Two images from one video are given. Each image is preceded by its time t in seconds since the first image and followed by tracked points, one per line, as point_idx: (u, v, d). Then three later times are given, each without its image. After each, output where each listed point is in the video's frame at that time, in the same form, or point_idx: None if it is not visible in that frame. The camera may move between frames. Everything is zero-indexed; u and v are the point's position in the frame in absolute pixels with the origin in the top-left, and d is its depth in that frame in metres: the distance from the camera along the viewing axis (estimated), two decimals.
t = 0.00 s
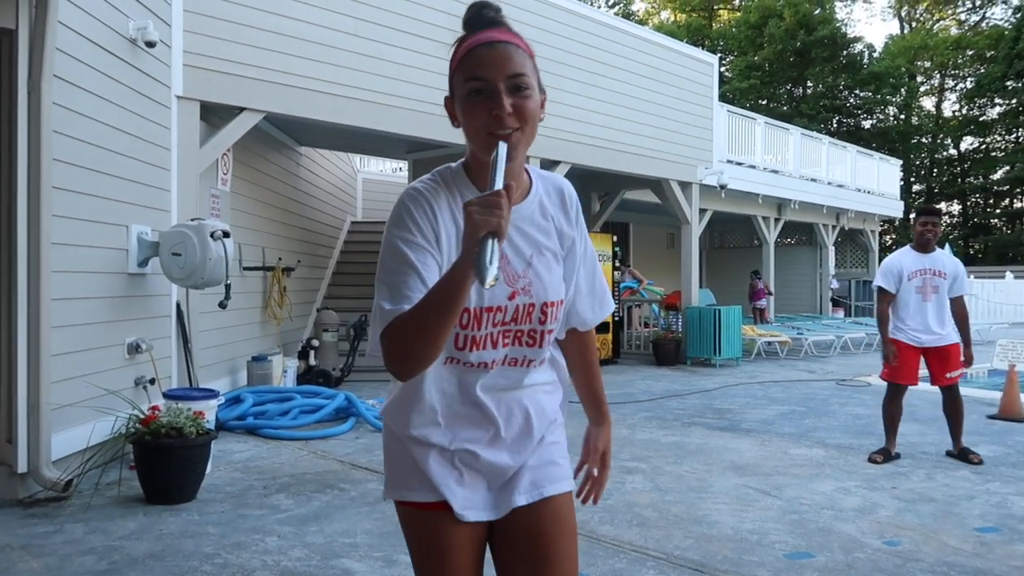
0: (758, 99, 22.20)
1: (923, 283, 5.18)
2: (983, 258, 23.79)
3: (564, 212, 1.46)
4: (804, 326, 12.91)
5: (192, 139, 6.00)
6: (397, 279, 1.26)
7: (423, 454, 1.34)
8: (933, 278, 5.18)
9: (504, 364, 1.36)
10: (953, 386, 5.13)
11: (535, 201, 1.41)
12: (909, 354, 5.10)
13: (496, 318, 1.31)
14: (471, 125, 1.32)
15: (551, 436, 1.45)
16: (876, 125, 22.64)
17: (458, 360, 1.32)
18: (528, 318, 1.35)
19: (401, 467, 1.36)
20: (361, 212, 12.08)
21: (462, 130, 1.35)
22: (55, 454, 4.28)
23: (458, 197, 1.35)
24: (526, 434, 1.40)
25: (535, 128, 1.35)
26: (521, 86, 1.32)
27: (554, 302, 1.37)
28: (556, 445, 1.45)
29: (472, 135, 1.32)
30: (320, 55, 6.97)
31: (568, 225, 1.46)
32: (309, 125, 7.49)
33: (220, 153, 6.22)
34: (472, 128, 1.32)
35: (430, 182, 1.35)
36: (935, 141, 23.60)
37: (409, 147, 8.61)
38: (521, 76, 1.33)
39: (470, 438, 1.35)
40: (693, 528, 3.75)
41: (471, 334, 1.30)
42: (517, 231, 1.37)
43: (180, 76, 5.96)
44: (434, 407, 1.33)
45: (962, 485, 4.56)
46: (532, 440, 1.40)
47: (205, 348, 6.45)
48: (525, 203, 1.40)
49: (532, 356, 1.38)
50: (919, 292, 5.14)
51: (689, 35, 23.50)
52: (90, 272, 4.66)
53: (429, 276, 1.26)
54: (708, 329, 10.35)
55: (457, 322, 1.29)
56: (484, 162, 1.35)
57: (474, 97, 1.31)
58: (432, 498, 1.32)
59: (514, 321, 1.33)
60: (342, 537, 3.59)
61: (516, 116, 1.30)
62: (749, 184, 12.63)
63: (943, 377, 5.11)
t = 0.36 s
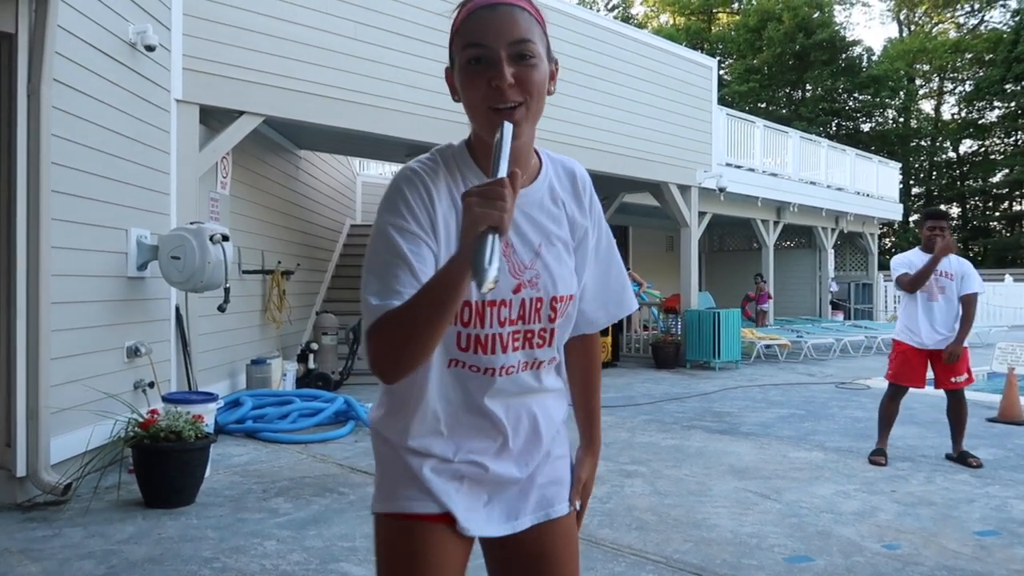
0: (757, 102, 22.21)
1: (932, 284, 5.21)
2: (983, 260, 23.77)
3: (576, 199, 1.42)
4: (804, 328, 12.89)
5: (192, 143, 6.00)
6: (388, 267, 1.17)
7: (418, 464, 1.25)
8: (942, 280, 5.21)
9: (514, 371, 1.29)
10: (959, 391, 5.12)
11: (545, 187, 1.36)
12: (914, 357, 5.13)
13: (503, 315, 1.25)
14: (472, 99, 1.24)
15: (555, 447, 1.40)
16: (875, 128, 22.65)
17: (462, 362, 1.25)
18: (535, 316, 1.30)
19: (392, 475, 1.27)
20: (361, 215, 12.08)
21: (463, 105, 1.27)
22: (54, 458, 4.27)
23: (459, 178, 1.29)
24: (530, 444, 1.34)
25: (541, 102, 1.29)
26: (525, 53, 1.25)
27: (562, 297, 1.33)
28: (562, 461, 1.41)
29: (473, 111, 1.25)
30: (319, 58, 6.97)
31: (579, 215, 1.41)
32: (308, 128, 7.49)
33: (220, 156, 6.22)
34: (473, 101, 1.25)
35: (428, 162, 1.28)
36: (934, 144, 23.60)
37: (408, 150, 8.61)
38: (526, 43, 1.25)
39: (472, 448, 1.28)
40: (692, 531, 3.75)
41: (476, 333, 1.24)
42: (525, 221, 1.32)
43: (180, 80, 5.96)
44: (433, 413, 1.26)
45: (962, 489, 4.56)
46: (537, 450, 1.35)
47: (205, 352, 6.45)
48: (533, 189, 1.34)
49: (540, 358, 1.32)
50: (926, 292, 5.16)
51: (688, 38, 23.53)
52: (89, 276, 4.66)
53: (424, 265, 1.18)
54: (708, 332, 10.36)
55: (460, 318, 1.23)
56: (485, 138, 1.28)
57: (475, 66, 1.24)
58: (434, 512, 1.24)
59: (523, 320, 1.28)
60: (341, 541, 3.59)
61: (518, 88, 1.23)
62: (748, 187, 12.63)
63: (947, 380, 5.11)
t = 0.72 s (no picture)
0: (758, 105, 22.24)
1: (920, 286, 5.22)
2: (983, 264, 23.78)
3: (520, 181, 1.31)
4: (805, 332, 12.90)
5: (194, 146, 6.02)
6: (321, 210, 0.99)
7: (367, 470, 1.08)
8: (929, 281, 5.23)
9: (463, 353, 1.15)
10: (955, 392, 5.09)
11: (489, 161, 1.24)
12: (908, 361, 5.14)
13: (450, 284, 1.11)
14: (418, 61, 1.07)
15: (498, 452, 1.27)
16: (876, 132, 22.70)
17: (419, 336, 1.09)
18: (484, 291, 1.16)
19: (334, 481, 1.09)
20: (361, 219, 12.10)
21: (409, 67, 1.09)
22: (55, 460, 4.28)
23: (403, 142, 1.12)
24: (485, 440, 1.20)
25: (494, 69, 1.10)
26: (479, 17, 1.07)
27: (509, 275, 1.20)
28: (500, 483, 1.26)
29: (418, 71, 1.07)
30: (321, 62, 7.00)
31: (524, 199, 1.30)
32: (310, 132, 7.52)
33: (222, 159, 6.23)
34: (419, 63, 1.07)
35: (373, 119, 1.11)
36: (935, 148, 23.61)
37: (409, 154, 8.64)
38: (484, 7, 1.08)
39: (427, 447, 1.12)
40: (693, 535, 3.75)
41: (426, 301, 1.08)
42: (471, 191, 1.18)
43: (182, 83, 5.98)
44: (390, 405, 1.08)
45: (962, 493, 4.56)
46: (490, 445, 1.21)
47: (206, 354, 6.46)
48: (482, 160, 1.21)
49: (482, 340, 1.17)
50: (916, 295, 5.15)
51: (689, 42, 23.58)
52: (91, 278, 4.67)
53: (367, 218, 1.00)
54: (708, 336, 10.36)
55: (413, 283, 1.08)
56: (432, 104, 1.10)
57: (427, 24, 1.06)
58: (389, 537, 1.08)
59: (471, 295, 1.14)
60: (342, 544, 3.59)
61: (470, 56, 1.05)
62: (749, 190, 12.64)
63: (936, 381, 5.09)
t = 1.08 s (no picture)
0: (766, 131, 22.35)
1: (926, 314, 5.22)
2: (996, 289, 23.63)
3: (545, 267, 1.22)
4: (815, 359, 12.83)
5: (208, 174, 6.09)
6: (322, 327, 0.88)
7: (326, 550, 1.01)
8: (934, 309, 5.23)
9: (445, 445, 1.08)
10: (966, 416, 5.04)
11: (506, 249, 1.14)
12: (916, 391, 5.10)
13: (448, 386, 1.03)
14: (440, 153, 0.99)
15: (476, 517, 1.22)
16: (884, 157, 22.76)
17: (394, 433, 1.02)
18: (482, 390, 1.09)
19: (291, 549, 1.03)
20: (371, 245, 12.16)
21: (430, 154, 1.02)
22: (66, 487, 4.28)
23: (421, 234, 1.02)
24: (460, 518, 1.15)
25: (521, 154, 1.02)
26: (505, 102, 1.00)
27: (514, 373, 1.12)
28: (477, 541, 1.22)
29: (439, 158, 1.00)
30: (333, 90, 7.09)
31: (545, 288, 1.21)
32: (321, 159, 7.59)
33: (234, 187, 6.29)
34: (441, 153, 0.99)
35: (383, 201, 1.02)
36: (944, 173, 23.59)
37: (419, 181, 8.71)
38: (507, 89, 1.00)
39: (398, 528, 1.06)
40: (704, 565, 3.72)
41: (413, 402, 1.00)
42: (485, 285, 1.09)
43: (196, 112, 6.07)
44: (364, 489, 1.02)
45: (978, 524, 4.50)
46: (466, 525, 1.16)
47: (216, 381, 6.47)
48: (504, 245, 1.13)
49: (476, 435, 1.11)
50: (922, 325, 5.14)
51: (697, 68, 23.77)
52: (104, 306, 4.71)
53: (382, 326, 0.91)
54: (719, 362, 10.32)
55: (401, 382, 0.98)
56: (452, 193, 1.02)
57: (448, 111, 0.98)
58: None
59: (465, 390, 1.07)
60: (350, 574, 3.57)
61: (495, 143, 0.98)
62: (758, 216, 12.65)
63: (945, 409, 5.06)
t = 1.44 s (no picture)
0: (775, 153, 22.35)
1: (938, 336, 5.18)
2: (1009, 311, 23.38)
3: (569, 260, 1.33)
4: (827, 381, 12.73)
5: (219, 197, 6.15)
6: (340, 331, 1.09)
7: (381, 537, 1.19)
8: (946, 331, 5.20)
9: (483, 441, 1.21)
10: (980, 440, 4.99)
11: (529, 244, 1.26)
12: (928, 415, 5.05)
13: (475, 367, 1.17)
14: (463, 147, 1.16)
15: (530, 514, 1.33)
16: (894, 178, 22.69)
17: (436, 424, 1.17)
18: (512, 374, 1.20)
19: (353, 547, 1.20)
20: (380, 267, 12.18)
21: (456, 149, 1.18)
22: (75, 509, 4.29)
23: (443, 233, 1.19)
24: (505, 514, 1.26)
25: (540, 149, 1.19)
26: (524, 100, 1.15)
27: (541, 355, 1.24)
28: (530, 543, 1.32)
29: (464, 151, 1.16)
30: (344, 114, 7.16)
31: (571, 278, 1.32)
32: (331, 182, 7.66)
33: (245, 209, 6.34)
34: (466, 146, 1.15)
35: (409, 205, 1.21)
36: (955, 194, 23.45)
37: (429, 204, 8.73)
38: (526, 89, 1.16)
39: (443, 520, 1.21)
40: None
41: (447, 388, 1.16)
42: (507, 276, 1.23)
43: (208, 136, 6.14)
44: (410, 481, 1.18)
45: (994, 548, 4.44)
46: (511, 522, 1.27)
47: (226, 402, 6.49)
48: (523, 241, 1.25)
49: (513, 422, 1.22)
50: (933, 347, 5.10)
51: (705, 91, 23.81)
52: (116, 328, 4.74)
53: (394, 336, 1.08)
54: (729, 384, 10.26)
55: (436, 370, 1.15)
56: (473, 183, 1.19)
57: (473, 109, 1.14)
58: None
59: (497, 378, 1.19)
60: None
61: (517, 136, 1.14)
62: (768, 237, 12.62)
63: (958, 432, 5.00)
